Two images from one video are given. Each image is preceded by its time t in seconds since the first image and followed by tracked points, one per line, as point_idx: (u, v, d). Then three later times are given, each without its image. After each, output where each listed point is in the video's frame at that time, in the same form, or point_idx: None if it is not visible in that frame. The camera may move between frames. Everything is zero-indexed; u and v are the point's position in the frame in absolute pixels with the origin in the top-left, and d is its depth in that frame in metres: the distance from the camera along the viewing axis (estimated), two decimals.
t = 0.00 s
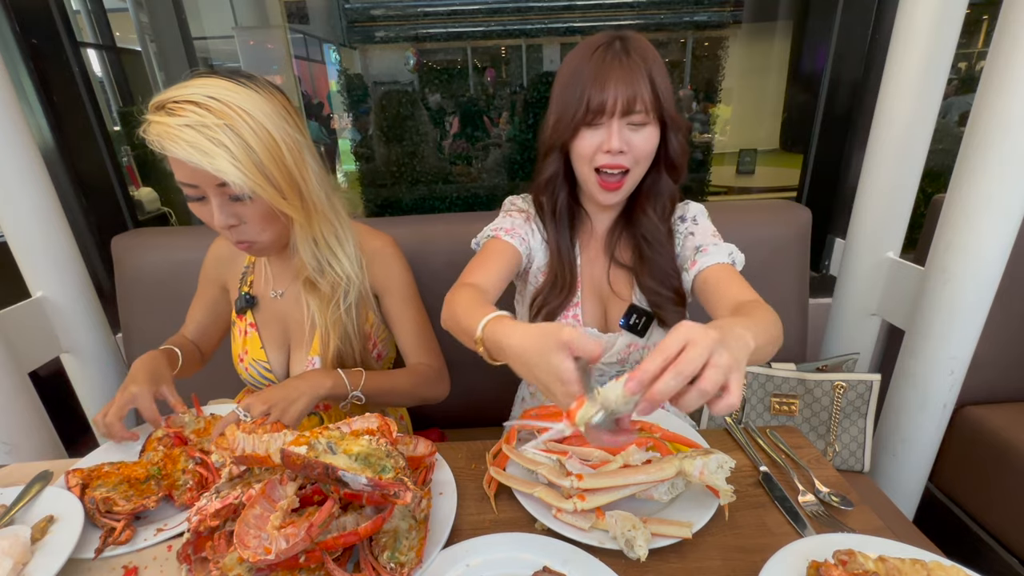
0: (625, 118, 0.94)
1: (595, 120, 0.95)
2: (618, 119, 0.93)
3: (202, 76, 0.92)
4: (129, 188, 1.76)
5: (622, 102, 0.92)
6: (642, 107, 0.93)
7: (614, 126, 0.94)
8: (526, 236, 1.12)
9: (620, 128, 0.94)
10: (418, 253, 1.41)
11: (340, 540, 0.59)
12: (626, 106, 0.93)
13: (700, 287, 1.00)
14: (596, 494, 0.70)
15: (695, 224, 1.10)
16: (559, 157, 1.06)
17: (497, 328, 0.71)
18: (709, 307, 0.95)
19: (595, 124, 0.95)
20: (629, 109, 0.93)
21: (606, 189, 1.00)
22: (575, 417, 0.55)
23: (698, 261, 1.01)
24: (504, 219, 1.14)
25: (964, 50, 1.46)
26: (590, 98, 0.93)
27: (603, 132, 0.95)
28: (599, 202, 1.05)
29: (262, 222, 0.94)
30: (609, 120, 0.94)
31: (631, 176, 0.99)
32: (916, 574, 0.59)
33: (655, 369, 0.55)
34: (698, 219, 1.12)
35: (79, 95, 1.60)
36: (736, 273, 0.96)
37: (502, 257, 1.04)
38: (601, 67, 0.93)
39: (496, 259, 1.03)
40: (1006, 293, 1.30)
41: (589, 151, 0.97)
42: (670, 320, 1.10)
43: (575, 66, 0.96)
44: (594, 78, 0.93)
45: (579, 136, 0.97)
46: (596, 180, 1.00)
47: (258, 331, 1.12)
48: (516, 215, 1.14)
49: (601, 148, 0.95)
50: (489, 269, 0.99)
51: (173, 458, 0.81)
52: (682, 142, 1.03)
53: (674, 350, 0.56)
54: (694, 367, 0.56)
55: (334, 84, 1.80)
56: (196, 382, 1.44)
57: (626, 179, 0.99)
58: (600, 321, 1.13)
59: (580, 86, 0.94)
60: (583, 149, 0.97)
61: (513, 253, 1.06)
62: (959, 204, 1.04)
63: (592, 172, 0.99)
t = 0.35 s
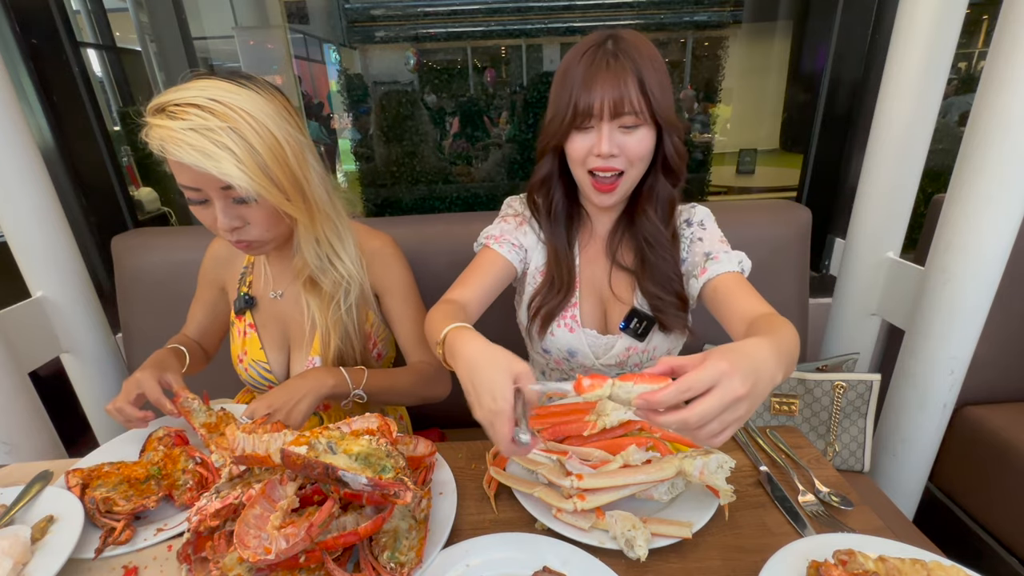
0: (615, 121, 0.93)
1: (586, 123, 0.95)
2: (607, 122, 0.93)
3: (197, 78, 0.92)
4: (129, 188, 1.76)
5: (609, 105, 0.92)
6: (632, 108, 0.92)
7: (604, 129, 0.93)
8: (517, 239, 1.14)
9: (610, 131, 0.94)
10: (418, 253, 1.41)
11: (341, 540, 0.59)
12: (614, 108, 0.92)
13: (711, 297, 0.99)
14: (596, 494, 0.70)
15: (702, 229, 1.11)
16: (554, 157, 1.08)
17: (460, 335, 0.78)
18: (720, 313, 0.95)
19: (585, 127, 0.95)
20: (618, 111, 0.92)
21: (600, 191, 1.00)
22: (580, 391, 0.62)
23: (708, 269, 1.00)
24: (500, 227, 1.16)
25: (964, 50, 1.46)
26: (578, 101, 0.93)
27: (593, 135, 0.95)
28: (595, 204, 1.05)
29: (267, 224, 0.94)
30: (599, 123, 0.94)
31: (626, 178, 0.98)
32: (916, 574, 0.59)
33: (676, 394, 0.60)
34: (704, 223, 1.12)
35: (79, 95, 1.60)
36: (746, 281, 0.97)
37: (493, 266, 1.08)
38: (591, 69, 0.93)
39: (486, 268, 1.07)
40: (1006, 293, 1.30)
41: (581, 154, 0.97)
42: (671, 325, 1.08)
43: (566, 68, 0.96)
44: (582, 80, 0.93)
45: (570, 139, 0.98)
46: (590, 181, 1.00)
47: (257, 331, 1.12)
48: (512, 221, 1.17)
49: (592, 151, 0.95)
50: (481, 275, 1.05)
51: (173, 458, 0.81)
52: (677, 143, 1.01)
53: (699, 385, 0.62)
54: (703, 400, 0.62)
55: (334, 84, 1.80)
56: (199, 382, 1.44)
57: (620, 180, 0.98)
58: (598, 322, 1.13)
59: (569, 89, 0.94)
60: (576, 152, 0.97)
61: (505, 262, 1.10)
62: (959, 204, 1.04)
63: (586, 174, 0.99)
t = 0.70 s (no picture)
0: (615, 121, 0.93)
1: (585, 124, 0.95)
2: (606, 122, 0.93)
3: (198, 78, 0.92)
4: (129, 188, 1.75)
5: (608, 105, 0.92)
6: (631, 108, 0.92)
7: (604, 129, 0.93)
8: (512, 244, 1.15)
9: (610, 132, 0.94)
10: (418, 253, 1.41)
11: (340, 540, 0.59)
12: (614, 108, 0.92)
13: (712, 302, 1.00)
14: (596, 494, 0.70)
15: (704, 232, 1.11)
16: (554, 157, 1.09)
17: (471, 357, 0.82)
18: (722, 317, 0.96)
19: (585, 127, 0.95)
20: (617, 111, 0.92)
21: (600, 190, 1.00)
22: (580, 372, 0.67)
23: (710, 272, 1.00)
24: (498, 231, 1.16)
25: (963, 50, 1.46)
26: (577, 102, 0.94)
27: (593, 136, 0.95)
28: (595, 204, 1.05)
29: (267, 227, 0.94)
30: (598, 123, 0.94)
31: (626, 178, 0.98)
32: (916, 574, 0.59)
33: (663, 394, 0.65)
34: (707, 226, 1.12)
35: (79, 94, 1.60)
36: (748, 287, 0.97)
37: (488, 275, 1.10)
38: (591, 69, 0.93)
39: (483, 277, 1.09)
40: (1006, 293, 1.30)
41: (580, 154, 0.97)
42: (672, 327, 1.08)
43: (566, 69, 0.96)
44: (581, 81, 0.93)
45: (570, 139, 0.98)
46: (590, 181, 1.00)
47: (258, 331, 1.12)
48: (508, 227, 1.18)
49: (592, 151, 0.95)
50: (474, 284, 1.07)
51: (173, 458, 0.81)
52: (678, 143, 1.00)
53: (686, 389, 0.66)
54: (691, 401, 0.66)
55: (334, 84, 1.81)
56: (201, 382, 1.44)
57: (620, 180, 0.98)
58: (598, 323, 1.13)
59: (569, 90, 0.95)
60: (575, 152, 0.97)
61: (499, 270, 1.11)
62: (959, 204, 1.04)
63: (585, 174, 0.99)
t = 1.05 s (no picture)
0: (614, 119, 0.93)
1: (584, 122, 0.95)
2: (606, 121, 0.93)
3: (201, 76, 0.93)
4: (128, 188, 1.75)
5: (608, 103, 0.92)
6: (631, 106, 0.92)
7: (604, 128, 0.93)
8: (510, 249, 1.15)
9: (609, 130, 0.94)
10: (419, 253, 1.41)
11: (341, 540, 0.59)
12: (614, 106, 0.92)
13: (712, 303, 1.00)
14: (596, 494, 0.70)
15: (705, 234, 1.11)
16: (554, 155, 1.09)
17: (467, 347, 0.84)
18: (723, 321, 0.97)
19: (584, 125, 0.95)
20: (617, 109, 0.92)
21: (598, 188, 1.00)
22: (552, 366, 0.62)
23: (710, 276, 1.01)
24: (498, 237, 1.17)
25: (964, 50, 1.46)
26: (577, 99, 0.94)
27: (592, 134, 0.95)
28: (594, 202, 1.04)
29: (269, 223, 0.93)
30: (598, 120, 0.94)
31: (624, 176, 0.98)
32: (917, 574, 0.59)
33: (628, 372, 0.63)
34: (707, 228, 1.12)
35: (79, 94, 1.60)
36: (749, 289, 0.98)
37: (488, 284, 1.11)
38: (591, 66, 0.93)
39: (483, 286, 1.10)
40: (1006, 293, 1.30)
41: (579, 151, 0.97)
42: (672, 329, 1.08)
43: (566, 67, 0.96)
44: (582, 78, 0.93)
45: (569, 137, 0.98)
46: (587, 179, 1.00)
47: (258, 330, 1.12)
48: (502, 233, 1.17)
49: (591, 149, 0.95)
50: (473, 293, 1.08)
51: (173, 458, 0.81)
52: (678, 143, 1.00)
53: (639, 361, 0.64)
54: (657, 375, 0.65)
55: (334, 84, 1.81)
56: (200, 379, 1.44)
57: (618, 178, 0.98)
58: (597, 325, 1.13)
59: (568, 87, 0.95)
60: (574, 150, 0.97)
61: (500, 278, 1.12)
62: (958, 204, 1.04)
63: (583, 172, 0.99)
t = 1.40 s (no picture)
0: (611, 117, 0.93)
1: (581, 119, 0.95)
2: (604, 117, 0.93)
3: (202, 70, 0.93)
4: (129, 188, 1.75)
5: (605, 100, 0.92)
6: (628, 104, 0.92)
7: (601, 125, 0.93)
8: (517, 254, 1.14)
9: (607, 127, 0.93)
10: (419, 253, 1.41)
11: (340, 540, 0.59)
12: (610, 104, 0.92)
13: (705, 310, 1.03)
14: (596, 494, 0.70)
15: (705, 235, 1.11)
16: (551, 153, 1.08)
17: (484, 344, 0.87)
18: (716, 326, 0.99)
19: (581, 122, 0.96)
20: (614, 107, 0.92)
21: (594, 186, 0.99)
22: (519, 346, 0.65)
23: (704, 281, 1.02)
24: (502, 241, 1.16)
25: (963, 50, 1.46)
26: (575, 96, 0.94)
27: (588, 131, 0.95)
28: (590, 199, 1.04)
29: (278, 211, 0.93)
30: (595, 118, 0.94)
31: (620, 175, 0.97)
32: (916, 574, 0.59)
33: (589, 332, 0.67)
34: (708, 230, 1.13)
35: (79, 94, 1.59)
36: (744, 297, 1.00)
37: (501, 292, 1.10)
38: (591, 63, 0.93)
39: (495, 295, 1.09)
40: (1006, 293, 1.30)
41: (575, 149, 0.97)
42: (674, 330, 1.08)
43: (565, 64, 0.97)
44: (580, 76, 0.93)
45: (566, 134, 0.98)
46: (584, 177, 0.99)
47: (255, 333, 1.12)
48: (505, 238, 1.17)
49: (587, 146, 0.95)
50: (487, 307, 1.07)
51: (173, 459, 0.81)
52: (677, 144, 1.00)
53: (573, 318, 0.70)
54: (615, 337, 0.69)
55: (334, 84, 1.81)
56: (195, 381, 1.43)
57: (614, 177, 0.97)
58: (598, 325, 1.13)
59: (567, 84, 0.95)
60: (570, 147, 0.97)
61: (510, 284, 1.11)
62: (959, 204, 1.04)
63: (580, 169, 0.99)
